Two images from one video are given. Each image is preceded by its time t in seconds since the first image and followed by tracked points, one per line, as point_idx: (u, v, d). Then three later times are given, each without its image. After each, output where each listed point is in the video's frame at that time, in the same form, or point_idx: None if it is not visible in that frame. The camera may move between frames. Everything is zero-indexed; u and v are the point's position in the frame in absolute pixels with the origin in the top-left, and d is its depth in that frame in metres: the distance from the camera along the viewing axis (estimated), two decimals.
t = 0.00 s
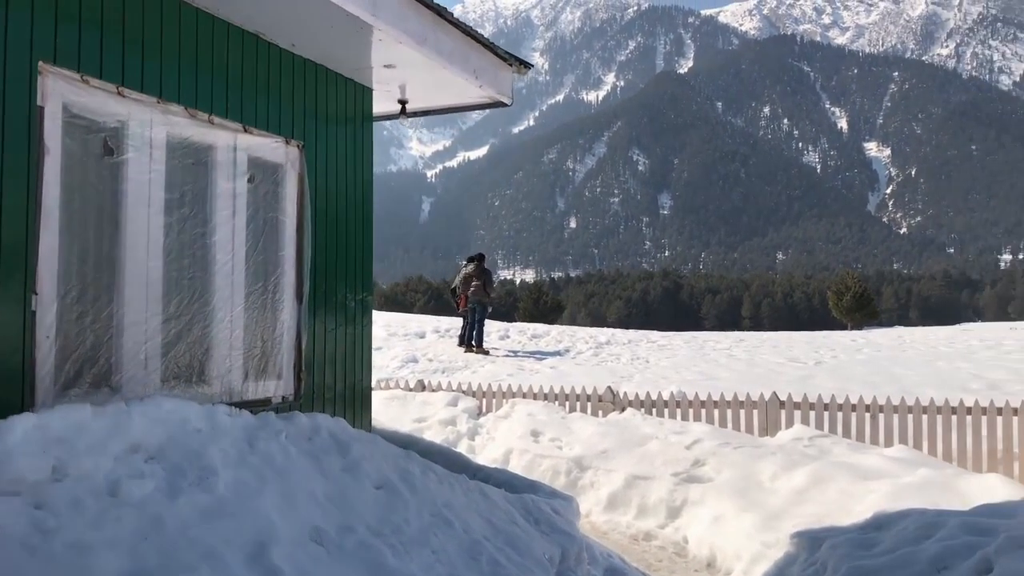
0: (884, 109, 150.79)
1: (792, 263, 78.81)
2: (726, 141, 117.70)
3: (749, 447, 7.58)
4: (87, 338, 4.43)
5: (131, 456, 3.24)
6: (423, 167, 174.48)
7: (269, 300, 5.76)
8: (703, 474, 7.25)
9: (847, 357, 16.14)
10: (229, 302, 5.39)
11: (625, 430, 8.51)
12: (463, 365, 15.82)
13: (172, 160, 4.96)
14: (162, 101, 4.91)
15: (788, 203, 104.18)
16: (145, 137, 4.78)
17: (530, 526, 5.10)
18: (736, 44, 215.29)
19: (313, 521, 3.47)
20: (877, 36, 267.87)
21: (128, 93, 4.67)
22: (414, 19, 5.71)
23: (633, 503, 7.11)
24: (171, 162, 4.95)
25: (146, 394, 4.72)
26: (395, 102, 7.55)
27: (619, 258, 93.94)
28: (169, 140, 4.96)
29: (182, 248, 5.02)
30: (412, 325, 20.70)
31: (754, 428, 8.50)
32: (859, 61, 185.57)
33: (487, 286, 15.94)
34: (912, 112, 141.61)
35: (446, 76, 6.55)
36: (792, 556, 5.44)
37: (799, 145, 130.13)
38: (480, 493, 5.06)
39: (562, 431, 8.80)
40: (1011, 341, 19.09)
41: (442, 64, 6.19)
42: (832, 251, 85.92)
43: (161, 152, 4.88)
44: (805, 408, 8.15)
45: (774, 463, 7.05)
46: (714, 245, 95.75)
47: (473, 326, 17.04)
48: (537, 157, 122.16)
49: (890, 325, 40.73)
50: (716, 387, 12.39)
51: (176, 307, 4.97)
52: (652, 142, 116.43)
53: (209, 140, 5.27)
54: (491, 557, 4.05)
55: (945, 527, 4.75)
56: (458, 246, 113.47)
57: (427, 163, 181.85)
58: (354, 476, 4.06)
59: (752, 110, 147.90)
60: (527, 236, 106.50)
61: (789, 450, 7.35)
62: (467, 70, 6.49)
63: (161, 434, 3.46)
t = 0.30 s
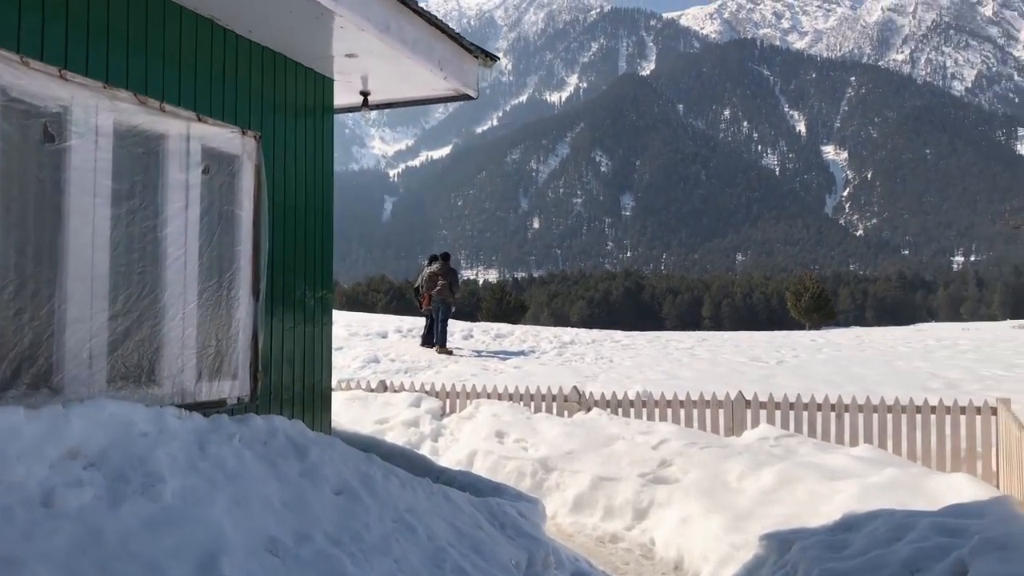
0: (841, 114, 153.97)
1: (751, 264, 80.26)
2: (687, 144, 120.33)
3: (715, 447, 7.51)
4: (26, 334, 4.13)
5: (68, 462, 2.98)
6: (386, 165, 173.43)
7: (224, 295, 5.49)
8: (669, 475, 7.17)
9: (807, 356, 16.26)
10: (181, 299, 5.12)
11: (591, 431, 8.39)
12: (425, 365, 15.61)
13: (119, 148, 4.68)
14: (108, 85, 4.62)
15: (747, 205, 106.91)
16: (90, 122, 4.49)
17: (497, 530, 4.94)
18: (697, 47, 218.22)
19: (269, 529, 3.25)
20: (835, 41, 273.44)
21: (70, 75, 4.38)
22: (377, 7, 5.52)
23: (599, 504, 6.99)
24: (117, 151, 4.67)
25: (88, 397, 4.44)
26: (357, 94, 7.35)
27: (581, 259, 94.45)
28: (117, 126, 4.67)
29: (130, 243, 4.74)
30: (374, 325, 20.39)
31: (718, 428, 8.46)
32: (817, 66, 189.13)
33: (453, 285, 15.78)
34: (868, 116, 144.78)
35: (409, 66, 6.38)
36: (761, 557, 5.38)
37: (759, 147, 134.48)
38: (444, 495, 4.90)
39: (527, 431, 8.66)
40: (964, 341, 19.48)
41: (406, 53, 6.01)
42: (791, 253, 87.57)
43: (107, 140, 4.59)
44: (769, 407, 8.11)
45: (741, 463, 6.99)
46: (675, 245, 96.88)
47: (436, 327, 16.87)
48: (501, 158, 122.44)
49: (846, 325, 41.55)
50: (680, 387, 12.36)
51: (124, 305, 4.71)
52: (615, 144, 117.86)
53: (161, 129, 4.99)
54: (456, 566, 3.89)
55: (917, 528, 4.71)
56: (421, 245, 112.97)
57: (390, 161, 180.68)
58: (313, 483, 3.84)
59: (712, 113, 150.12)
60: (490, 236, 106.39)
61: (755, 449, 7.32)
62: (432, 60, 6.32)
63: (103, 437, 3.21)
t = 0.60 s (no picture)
0: (795, 117, 157.13)
1: (707, 266, 81.86)
2: (646, 145, 123.66)
3: (680, 454, 7.41)
4: None
5: None
6: (345, 164, 172.23)
7: (173, 302, 5.20)
8: (634, 483, 7.07)
9: (766, 358, 16.36)
10: (128, 305, 4.84)
11: (555, 438, 8.25)
12: (385, 369, 15.34)
13: (61, 146, 4.40)
14: (47, 78, 4.32)
15: (703, 207, 109.67)
16: (28, 117, 4.20)
17: (461, 545, 4.76)
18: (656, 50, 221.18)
19: (219, 557, 3.05)
20: (790, 44, 279.28)
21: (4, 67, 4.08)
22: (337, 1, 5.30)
23: (563, 513, 6.86)
24: (56, 148, 4.38)
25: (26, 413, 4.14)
26: (316, 92, 7.11)
27: (541, 260, 94.87)
28: (57, 122, 4.38)
29: (70, 244, 4.45)
30: (332, 327, 19.95)
31: (683, 433, 8.37)
32: (772, 70, 192.38)
33: (413, 288, 15.53)
34: (822, 120, 147.78)
35: (370, 62, 6.16)
36: (728, 569, 5.31)
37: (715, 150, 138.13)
38: (405, 511, 4.71)
39: (489, 438, 8.48)
40: (918, 343, 19.83)
41: (367, 49, 5.80)
42: (747, 254, 89.26)
43: (46, 138, 4.31)
44: (733, 412, 8.05)
45: (706, 470, 6.92)
46: (633, 247, 98.01)
47: (397, 329, 16.62)
48: (461, 157, 122.48)
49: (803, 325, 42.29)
50: (644, 391, 12.30)
51: (63, 313, 4.41)
52: (574, 146, 120.24)
53: (106, 125, 4.71)
54: None
55: (886, 540, 4.67)
56: (381, 246, 112.40)
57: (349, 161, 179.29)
58: (267, 504, 3.63)
59: (670, 117, 152.69)
60: (450, 236, 106.03)
61: (720, 455, 7.27)
62: (393, 58, 6.14)
63: (39, 462, 2.97)
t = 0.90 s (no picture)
0: (737, 121, 160.58)
1: (652, 267, 83.22)
2: (592, 148, 126.16)
3: (628, 457, 7.31)
4: None
5: None
6: (289, 163, 169.46)
7: (93, 300, 4.81)
8: (581, 487, 6.94)
9: (710, 358, 16.50)
10: (42, 304, 4.47)
11: (501, 441, 8.06)
12: (327, 371, 14.94)
13: None
14: None
15: (648, 208, 111.53)
16: None
17: (402, 558, 4.53)
18: (603, 53, 223.65)
19: None
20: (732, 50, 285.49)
21: None
22: None
23: (509, 518, 6.69)
24: None
25: None
26: (253, 81, 6.78)
27: (487, 261, 94.79)
28: None
29: None
30: (272, 328, 19.41)
31: (630, 435, 8.23)
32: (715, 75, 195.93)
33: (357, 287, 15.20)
34: (763, 125, 151.19)
35: (309, 51, 5.89)
36: None
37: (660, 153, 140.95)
38: (342, 523, 4.45)
39: (434, 442, 8.23)
40: (856, 344, 20.29)
41: (307, 37, 5.54)
42: (690, 256, 90.89)
43: None
44: (680, 414, 7.95)
45: (654, 473, 6.82)
46: (579, 248, 98.77)
47: (340, 329, 16.21)
48: (407, 156, 121.98)
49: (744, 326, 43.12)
50: (591, 391, 12.22)
51: None
52: (520, 147, 121.75)
53: (18, 109, 4.34)
54: None
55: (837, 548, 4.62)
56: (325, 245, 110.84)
57: (293, 159, 176.37)
58: (193, 522, 3.35)
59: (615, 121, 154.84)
60: (396, 236, 105.02)
61: (667, 457, 7.21)
62: (334, 47, 5.86)
63: None
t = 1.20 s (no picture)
0: (692, 124, 162.76)
1: (608, 268, 84.04)
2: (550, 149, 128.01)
3: (584, 458, 7.15)
4: None
5: None
6: (242, 160, 166.55)
7: (17, 299, 4.37)
8: (537, 490, 6.75)
9: (666, 358, 16.51)
10: None
11: (455, 444, 7.83)
12: (277, 372, 14.56)
13: None
14: None
15: (605, 209, 112.50)
16: None
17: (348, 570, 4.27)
18: (560, 54, 224.80)
19: None
20: (688, 53, 289.51)
21: None
22: None
23: (463, 523, 6.47)
24: None
25: None
26: (193, 69, 6.42)
27: (444, 261, 94.32)
28: None
29: None
30: (222, 327, 18.89)
31: (588, 437, 8.09)
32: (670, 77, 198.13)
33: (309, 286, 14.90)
34: (717, 128, 153.47)
35: (253, 36, 5.55)
36: None
37: (616, 154, 142.34)
38: (284, 533, 4.18)
39: (386, 445, 7.97)
40: (809, 343, 20.54)
41: (250, 20, 5.22)
42: (645, 256, 91.77)
43: None
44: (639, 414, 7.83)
45: (611, 475, 6.69)
46: (537, 248, 98.95)
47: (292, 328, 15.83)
48: (363, 155, 121.11)
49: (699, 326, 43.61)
50: (548, 391, 12.07)
51: None
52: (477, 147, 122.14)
53: None
54: None
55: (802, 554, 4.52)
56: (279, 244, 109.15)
57: (247, 156, 173.34)
58: (117, 545, 3.04)
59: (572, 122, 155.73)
60: (352, 236, 103.80)
61: (625, 459, 7.09)
62: (280, 33, 5.56)
63: None
